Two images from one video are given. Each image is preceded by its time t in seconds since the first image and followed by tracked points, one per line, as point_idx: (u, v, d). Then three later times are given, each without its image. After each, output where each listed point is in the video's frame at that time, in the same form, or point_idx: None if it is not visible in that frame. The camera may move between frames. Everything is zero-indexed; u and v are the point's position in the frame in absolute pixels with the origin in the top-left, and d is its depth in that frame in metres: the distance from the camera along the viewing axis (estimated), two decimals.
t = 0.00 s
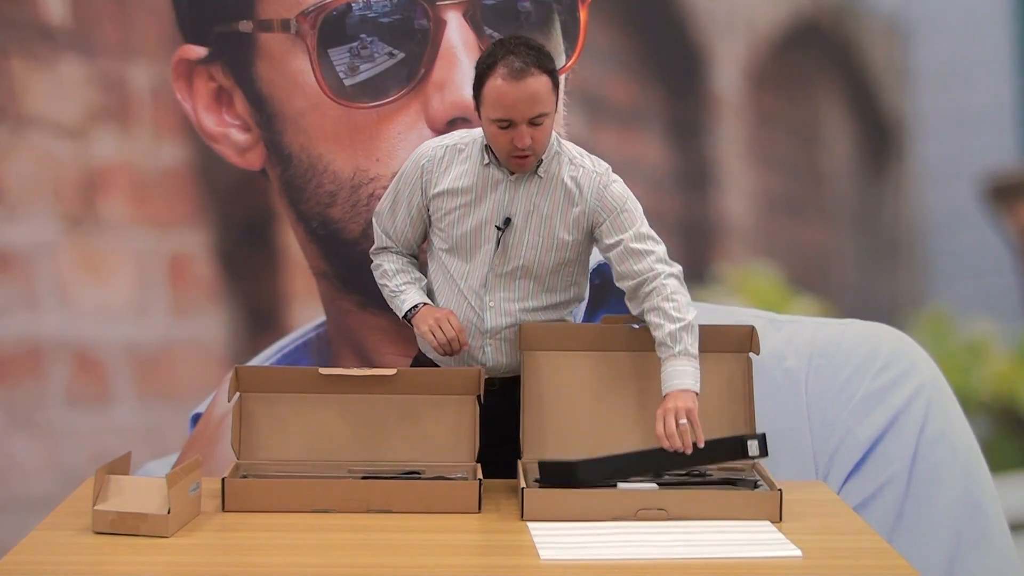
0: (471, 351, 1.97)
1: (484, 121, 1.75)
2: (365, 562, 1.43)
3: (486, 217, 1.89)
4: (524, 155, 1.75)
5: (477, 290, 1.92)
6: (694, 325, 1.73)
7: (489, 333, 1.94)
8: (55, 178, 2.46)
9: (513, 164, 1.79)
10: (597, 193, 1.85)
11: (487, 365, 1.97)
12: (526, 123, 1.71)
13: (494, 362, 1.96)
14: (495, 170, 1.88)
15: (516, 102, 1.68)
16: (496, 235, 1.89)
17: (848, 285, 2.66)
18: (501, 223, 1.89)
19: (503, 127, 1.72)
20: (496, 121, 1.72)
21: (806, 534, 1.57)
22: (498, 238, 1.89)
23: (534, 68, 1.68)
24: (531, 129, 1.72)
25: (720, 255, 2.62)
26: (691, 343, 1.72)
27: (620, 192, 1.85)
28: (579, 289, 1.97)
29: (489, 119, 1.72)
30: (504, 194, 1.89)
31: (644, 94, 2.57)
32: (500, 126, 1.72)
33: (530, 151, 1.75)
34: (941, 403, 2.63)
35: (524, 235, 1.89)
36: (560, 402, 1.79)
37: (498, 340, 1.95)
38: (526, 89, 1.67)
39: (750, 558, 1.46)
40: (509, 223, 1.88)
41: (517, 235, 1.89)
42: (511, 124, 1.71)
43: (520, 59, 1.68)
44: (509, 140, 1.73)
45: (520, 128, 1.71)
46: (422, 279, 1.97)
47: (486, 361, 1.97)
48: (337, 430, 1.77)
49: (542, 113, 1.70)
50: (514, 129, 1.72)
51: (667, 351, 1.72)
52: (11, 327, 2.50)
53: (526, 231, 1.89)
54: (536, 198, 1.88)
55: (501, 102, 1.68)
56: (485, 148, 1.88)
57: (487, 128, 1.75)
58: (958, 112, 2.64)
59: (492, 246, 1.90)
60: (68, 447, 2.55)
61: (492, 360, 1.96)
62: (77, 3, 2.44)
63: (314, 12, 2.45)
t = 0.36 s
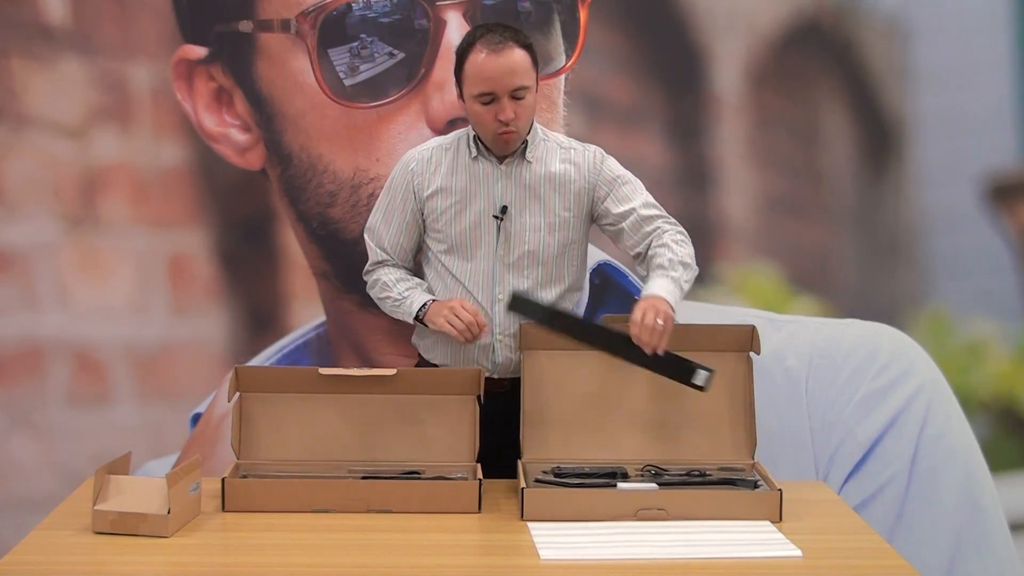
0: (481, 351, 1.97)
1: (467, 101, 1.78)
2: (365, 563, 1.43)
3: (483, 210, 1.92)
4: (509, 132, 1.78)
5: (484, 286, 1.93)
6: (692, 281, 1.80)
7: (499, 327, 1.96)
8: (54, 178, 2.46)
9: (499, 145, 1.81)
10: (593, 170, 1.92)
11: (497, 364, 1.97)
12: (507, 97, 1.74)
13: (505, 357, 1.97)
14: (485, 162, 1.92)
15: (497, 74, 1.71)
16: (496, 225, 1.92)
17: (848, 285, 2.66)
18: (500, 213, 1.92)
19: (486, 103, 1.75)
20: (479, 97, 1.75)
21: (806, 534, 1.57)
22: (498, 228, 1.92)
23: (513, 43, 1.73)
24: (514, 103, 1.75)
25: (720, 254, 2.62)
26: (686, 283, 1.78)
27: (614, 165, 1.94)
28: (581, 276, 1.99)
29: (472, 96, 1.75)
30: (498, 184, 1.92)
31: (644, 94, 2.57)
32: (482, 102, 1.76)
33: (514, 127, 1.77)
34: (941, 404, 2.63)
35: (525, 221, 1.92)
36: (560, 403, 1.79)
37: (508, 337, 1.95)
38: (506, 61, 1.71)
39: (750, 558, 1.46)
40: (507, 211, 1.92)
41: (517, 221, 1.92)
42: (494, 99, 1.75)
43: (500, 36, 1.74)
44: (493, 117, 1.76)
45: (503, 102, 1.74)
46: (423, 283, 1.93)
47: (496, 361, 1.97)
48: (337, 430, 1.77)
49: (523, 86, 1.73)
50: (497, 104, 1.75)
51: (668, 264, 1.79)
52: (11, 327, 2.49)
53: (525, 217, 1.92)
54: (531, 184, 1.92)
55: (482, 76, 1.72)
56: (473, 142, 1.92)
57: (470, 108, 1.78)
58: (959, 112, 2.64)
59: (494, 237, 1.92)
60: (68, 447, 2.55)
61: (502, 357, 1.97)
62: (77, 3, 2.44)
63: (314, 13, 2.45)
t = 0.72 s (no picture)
0: (471, 346, 2.03)
1: (446, 89, 1.88)
2: (365, 563, 1.43)
3: (470, 205, 2.00)
4: (488, 118, 1.87)
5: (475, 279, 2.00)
6: (619, 287, 1.96)
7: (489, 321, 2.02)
8: (54, 178, 2.46)
9: (477, 133, 1.90)
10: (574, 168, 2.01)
11: (488, 358, 2.03)
12: (484, 81, 1.84)
13: (494, 351, 2.03)
14: (470, 158, 2.01)
15: (475, 58, 1.82)
16: (483, 218, 2.01)
17: (848, 285, 2.66)
18: (486, 206, 2.01)
19: (465, 88, 1.85)
20: (457, 83, 1.85)
21: (806, 534, 1.57)
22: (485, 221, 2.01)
23: (489, 31, 1.85)
24: (491, 88, 1.85)
25: (720, 254, 2.62)
26: (616, 280, 1.94)
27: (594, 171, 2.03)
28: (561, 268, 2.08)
29: (451, 82, 1.85)
30: (483, 179, 2.01)
31: (644, 94, 2.58)
32: (460, 87, 1.86)
33: (492, 112, 1.86)
34: (941, 403, 2.63)
35: (511, 213, 2.02)
36: (560, 403, 1.79)
37: (498, 329, 2.02)
38: (483, 47, 1.83)
39: (750, 558, 1.46)
40: (492, 205, 2.01)
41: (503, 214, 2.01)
42: (472, 83, 1.85)
43: (477, 26, 1.86)
44: (471, 101, 1.86)
45: (480, 86, 1.84)
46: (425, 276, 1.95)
47: (487, 355, 2.03)
48: (337, 430, 1.77)
49: (500, 71, 1.84)
50: (475, 89, 1.85)
51: (614, 252, 1.95)
52: (11, 327, 2.49)
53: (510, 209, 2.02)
54: (515, 178, 2.02)
55: (461, 60, 1.83)
56: (458, 139, 2.01)
57: (450, 95, 1.87)
58: (958, 112, 2.64)
59: (482, 230, 2.01)
60: (68, 447, 2.55)
61: (492, 350, 2.03)
62: (77, 3, 2.44)
63: (314, 13, 2.45)
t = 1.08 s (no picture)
0: (433, 343, 2.04)
1: (408, 84, 1.94)
2: (365, 563, 1.43)
3: (427, 202, 2.07)
4: (449, 112, 1.93)
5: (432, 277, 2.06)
6: (560, 294, 2.01)
7: (451, 319, 2.04)
8: (55, 178, 2.46)
9: (439, 127, 1.97)
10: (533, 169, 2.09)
11: (451, 356, 2.04)
12: (446, 75, 1.90)
13: (457, 348, 2.04)
14: (428, 156, 2.08)
15: (437, 51, 1.89)
16: (440, 215, 2.07)
17: (848, 285, 2.66)
18: (444, 203, 2.07)
19: (427, 82, 1.91)
20: (420, 77, 1.91)
21: (806, 534, 1.57)
22: (443, 218, 2.07)
23: (448, 26, 1.92)
24: (453, 83, 1.92)
25: (720, 255, 2.62)
26: (557, 287, 1.99)
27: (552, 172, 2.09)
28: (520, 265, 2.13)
29: (413, 76, 1.91)
30: (441, 177, 2.08)
31: (644, 94, 2.58)
32: (423, 82, 1.92)
33: (454, 106, 1.93)
34: (941, 403, 2.63)
35: (470, 211, 2.08)
36: (559, 402, 1.78)
37: (459, 327, 2.04)
38: (444, 42, 1.90)
39: (750, 558, 1.46)
40: (450, 202, 2.07)
41: (461, 210, 2.07)
42: (433, 77, 1.91)
43: (438, 22, 1.93)
44: (433, 96, 1.92)
45: (442, 80, 1.90)
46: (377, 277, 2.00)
47: (449, 353, 2.04)
48: (337, 431, 1.77)
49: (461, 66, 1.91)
50: (437, 83, 1.91)
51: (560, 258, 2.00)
52: (11, 327, 2.49)
53: (468, 206, 2.07)
54: (473, 175, 2.08)
55: (423, 53, 1.89)
56: (416, 137, 2.08)
57: (412, 90, 1.93)
58: (958, 112, 2.64)
59: (439, 227, 2.07)
60: (68, 447, 2.55)
61: (454, 348, 2.04)
62: (77, 3, 2.44)
63: (313, 12, 2.44)
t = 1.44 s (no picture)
0: (390, 343, 1.95)
1: (363, 83, 1.81)
2: (365, 563, 1.43)
3: (382, 204, 1.95)
4: (405, 112, 1.80)
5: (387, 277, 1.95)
6: (518, 290, 1.88)
7: (408, 318, 1.94)
8: (55, 178, 2.46)
9: (395, 128, 1.83)
10: (491, 169, 1.97)
11: (408, 358, 1.95)
12: (402, 74, 1.78)
13: (415, 348, 1.95)
14: (384, 157, 1.97)
15: (394, 50, 1.77)
16: (396, 217, 1.95)
17: (848, 285, 2.66)
18: (399, 204, 1.95)
19: (382, 81, 1.79)
20: (374, 76, 1.79)
21: (806, 534, 1.57)
22: (398, 220, 1.95)
23: (406, 27, 1.80)
24: (409, 82, 1.79)
25: (720, 255, 2.62)
26: (514, 282, 1.86)
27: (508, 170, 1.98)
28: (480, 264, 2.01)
29: (367, 75, 1.79)
30: (396, 178, 1.96)
31: (644, 94, 2.58)
32: (378, 81, 1.79)
33: (409, 106, 1.80)
34: (941, 404, 2.63)
35: (426, 211, 1.96)
36: (559, 403, 1.78)
37: (417, 326, 1.95)
38: (402, 41, 1.78)
39: (751, 558, 1.46)
40: (406, 203, 1.95)
41: (417, 212, 1.96)
42: (389, 76, 1.78)
43: (397, 22, 1.82)
44: (389, 96, 1.79)
45: (398, 79, 1.78)
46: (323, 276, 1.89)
47: (407, 354, 1.95)
48: (336, 431, 1.77)
49: (418, 64, 1.79)
50: (392, 82, 1.79)
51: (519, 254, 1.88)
52: (10, 327, 2.49)
53: (424, 207, 1.96)
54: (430, 175, 1.96)
55: (378, 51, 1.77)
56: (372, 138, 1.97)
57: (366, 89, 1.81)
58: (958, 112, 2.64)
59: (395, 229, 1.95)
60: (68, 447, 2.55)
61: (412, 350, 1.95)
62: (78, 2, 2.44)
63: (314, 12, 2.44)
